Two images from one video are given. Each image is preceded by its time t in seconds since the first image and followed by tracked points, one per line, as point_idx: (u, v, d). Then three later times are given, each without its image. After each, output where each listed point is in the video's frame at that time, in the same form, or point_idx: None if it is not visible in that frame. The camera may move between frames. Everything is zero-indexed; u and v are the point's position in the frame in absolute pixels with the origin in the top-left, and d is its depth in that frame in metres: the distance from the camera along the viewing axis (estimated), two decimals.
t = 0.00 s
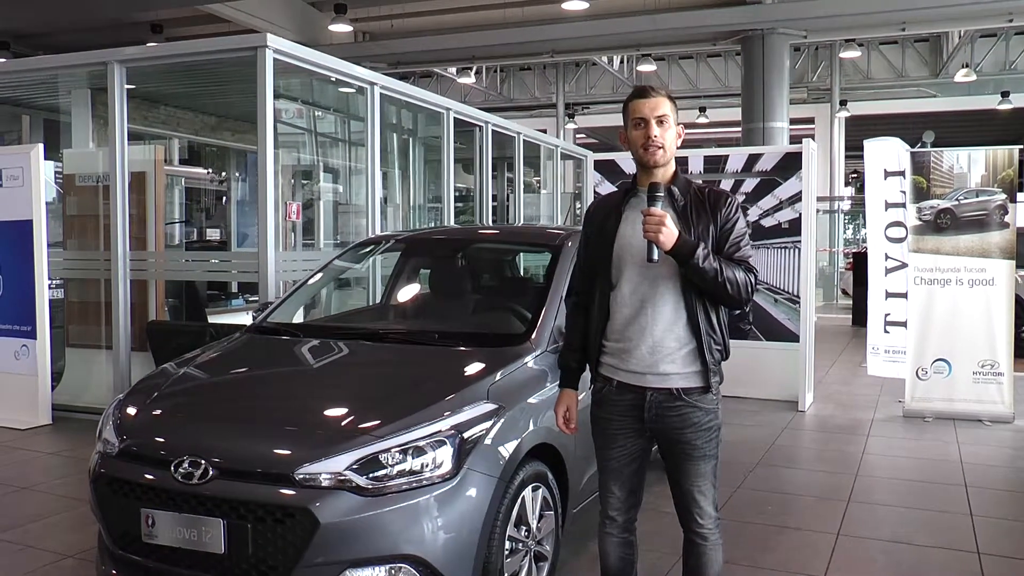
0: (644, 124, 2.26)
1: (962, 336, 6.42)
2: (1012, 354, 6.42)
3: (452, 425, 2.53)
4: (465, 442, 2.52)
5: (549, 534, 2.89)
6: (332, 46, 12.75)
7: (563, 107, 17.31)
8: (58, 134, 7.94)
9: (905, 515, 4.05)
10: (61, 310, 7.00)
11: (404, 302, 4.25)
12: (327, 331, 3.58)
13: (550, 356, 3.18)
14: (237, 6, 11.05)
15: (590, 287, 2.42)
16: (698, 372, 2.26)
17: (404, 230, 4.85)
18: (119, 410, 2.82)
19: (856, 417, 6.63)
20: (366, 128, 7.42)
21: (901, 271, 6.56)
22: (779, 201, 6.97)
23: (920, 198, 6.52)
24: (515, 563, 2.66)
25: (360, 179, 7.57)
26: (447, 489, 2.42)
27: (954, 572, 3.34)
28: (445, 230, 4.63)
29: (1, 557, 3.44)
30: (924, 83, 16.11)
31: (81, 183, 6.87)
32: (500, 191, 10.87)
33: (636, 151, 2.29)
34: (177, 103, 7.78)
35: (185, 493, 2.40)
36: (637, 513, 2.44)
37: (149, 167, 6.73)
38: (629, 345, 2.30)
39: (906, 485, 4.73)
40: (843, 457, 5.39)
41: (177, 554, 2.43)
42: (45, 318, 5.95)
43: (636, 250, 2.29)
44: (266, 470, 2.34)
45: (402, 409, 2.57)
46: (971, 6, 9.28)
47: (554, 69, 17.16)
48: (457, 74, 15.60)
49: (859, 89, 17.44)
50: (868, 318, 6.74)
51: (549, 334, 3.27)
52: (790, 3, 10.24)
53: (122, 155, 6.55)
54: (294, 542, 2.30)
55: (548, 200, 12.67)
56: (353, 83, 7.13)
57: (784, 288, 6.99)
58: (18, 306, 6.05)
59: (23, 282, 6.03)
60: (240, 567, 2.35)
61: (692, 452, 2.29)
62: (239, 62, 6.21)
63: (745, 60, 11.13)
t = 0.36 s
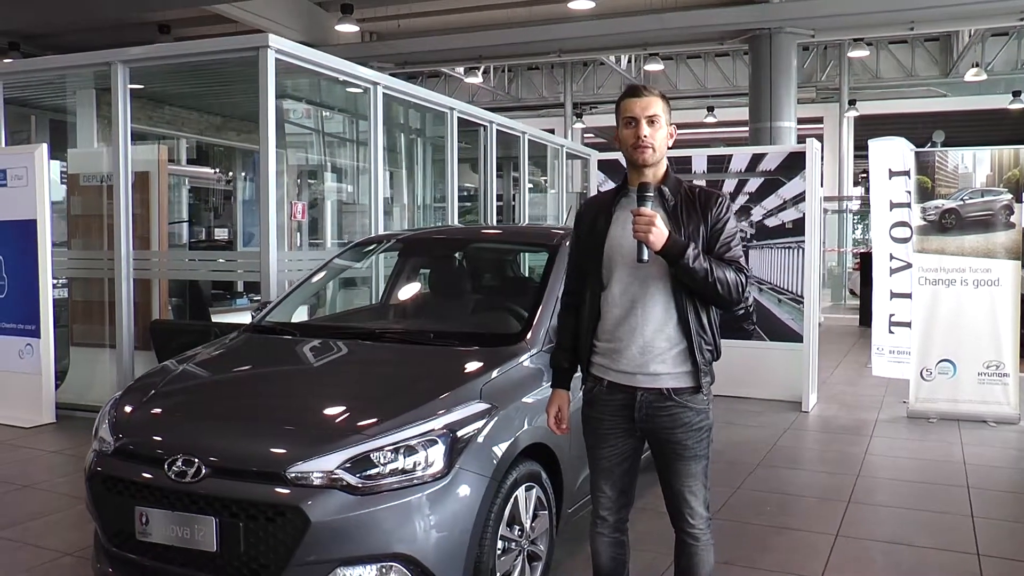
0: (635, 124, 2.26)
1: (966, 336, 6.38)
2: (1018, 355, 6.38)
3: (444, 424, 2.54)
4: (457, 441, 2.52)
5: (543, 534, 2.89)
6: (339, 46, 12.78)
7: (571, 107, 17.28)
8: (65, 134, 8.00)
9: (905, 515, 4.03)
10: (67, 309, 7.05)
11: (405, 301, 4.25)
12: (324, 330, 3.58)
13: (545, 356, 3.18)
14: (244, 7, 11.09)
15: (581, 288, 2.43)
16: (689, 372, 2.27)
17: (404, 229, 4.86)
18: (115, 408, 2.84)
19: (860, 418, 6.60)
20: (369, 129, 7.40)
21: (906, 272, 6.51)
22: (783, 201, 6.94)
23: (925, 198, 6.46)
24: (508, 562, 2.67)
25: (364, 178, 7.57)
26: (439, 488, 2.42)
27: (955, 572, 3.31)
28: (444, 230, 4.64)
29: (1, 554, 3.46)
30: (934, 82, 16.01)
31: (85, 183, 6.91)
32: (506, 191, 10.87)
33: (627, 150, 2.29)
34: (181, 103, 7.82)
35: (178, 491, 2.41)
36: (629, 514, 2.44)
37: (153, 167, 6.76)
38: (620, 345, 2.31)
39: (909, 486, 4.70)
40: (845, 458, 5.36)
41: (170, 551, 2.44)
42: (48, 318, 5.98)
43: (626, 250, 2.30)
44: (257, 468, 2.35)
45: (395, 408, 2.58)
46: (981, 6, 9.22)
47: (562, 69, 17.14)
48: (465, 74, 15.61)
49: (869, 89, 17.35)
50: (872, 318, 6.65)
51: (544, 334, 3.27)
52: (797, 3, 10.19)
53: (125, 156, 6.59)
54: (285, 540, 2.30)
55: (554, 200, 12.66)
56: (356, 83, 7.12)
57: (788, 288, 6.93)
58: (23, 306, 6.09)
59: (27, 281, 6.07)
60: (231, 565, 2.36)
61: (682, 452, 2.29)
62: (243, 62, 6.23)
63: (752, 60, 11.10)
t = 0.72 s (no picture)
0: (628, 123, 2.27)
1: (978, 337, 6.29)
2: None
3: (440, 422, 2.54)
4: (453, 439, 2.53)
5: (542, 533, 2.89)
6: (353, 46, 12.82)
7: (586, 106, 17.23)
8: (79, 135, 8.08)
9: (913, 515, 3.99)
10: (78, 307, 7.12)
11: (411, 299, 4.27)
12: (325, 328, 3.59)
13: (545, 355, 3.18)
14: (258, 7, 11.15)
15: (576, 287, 2.42)
16: (683, 371, 2.26)
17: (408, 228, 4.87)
18: (116, 406, 2.86)
19: (870, 418, 6.54)
20: (378, 128, 7.37)
21: (917, 272, 6.52)
22: (793, 200, 6.89)
23: (936, 196, 6.38)
24: (504, 561, 2.67)
25: (375, 178, 7.58)
26: (435, 487, 2.43)
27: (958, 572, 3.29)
28: (449, 229, 4.64)
29: (6, 550, 3.50)
30: (953, 80, 15.82)
31: (96, 183, 6.98)
32: (517, 191, 10.85)
33: (621, 149, 2.30)
34: (192, 103, 7.88)
35: (175, 489, 2.42)
36: (624, 513, 2.43)
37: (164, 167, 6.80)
38: (614, 344, 2.30)
39: (917, 486, 4.64)
40: (854, 458, 5.31)
41: (167, 548, 2.46)
42: (60, 316, 6.03)
43: (620, 249, 2.30)
44: (253, 466, 2.36)
45: (392, 406, 2.59)
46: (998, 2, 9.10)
47: (577, 67, 17.11)
48: (479, 74, 15.59)
49: (886, 87, 17.18)
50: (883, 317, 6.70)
51: (544, 333, 3.26)
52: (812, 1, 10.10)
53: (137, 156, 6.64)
54: (280, 538, 2.31)
55: (567, 200, 12.62)
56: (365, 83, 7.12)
57: (800, 288, 6.89)
58: (34, 304, 6.15)
59: (39, 280, 6.13)
60: (227, 562, 2.37)
61: (677, 451, 2.28)
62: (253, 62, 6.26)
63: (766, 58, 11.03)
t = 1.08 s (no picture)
0: (627, 122, 2.27)
1: (999, 338, 6.20)
2: None
3: (442, 421, 2.56)
4: (455, 438, 2.54)
5: (546, 532, 2.89)
6: (375, 46, 12.88)
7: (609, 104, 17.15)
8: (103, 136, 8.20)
9: (926, 518, 3.94)
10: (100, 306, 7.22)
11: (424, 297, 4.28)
12: (334, 327, 3.62)
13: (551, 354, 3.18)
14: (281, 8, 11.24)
15: (576, 286, 2.42)
16: (683, 371, 2.25)
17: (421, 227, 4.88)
18: (124, 404, 2.90)
19: (889, 419, 6.47)
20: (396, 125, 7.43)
21: (937, 271, 6.39)
22: (811, 198, 6.82)
23: (956, 194, 6.25)
24: (507, 560, 2.67)
25: (393, 177, 7.61)
26: (435, 485, 2.44)
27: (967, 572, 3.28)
28: (461, 229, 4.63)
29: (23, 544, 3.57)
30: (982, 76, 15.55)
31: (116, 183, 7.08)
32: (537, 190, 10.84)
33: (620, 148, 2.30)
34: (212, 104, 7.96)
35: (179, 486, 2.46)
36: (625, 514, 2.43)
37: (181, 169, 6.87)
38: (614, 344, 2.30)
39: (933, 489, 4.58)
40: (869, 459, 5.25)
41: (171, 544, 2.50)
42: (81, 315, 6.12)
43: (619, 249, 2.29)
44: (254, 464, 2.39)
45: (394, 405, 2.60)
46: None
47: (600, 66, 17.07)
48: (501, 73, 15.59)
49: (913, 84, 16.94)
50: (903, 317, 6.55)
51: (550, 332, 3.26)
52: None
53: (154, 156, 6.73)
54: (281, 535, 2.33)
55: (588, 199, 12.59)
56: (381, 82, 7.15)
57: (817, 287, 6.80)
58: (56, 302, 6.25)
59: (60, 279, 6.23)
60: (230, 559, 2.40)
61: (677, 452, 2.27)
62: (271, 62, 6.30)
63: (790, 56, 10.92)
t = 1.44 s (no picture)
0: (626, 121, 2.26)
1: (1018, 338, 6.15)
2: None
3: (442, 420, 2.56)
4: (455, 437, 2.54)
5: (549, 531, 2.89)
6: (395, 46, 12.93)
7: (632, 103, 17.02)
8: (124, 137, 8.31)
9: (939, 520, 3.89)
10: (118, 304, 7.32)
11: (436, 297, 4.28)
12: (340, 326, 3.63)
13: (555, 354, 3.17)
14: (301, 9, 11.34)
15: (575, 286, 2.42)
16: (683, 370, 2.24)
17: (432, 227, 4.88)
18: (131, 402, 2.94)
19: (905, 420, 6.39)
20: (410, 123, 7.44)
21: (955, 270, 6.29)
22: (827, 197, 6.77)
23: (975, 192, 6.17)
24: (508, 560, 2.67)
25: (408, 175, 7.63)
26: (435, 484, 2.44)
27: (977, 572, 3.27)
28: (472, 229, 4.63)
29: (36, 538, 3.62)
30: (1009, 73, 15.25)
31: (134, 184, 7.14)
32: (554, 189, 10.82)
33: (619, 147, 2.29)
34: (229, 104, 8.02)
35: (182, 482, 2.48)
36: (625, 514, 2.42)
37: (198, 169, 7.02)
38: (613, 344, 2.29)
39: (949, 491, 4.51)
40: (884, 461, 5.19)
41: (174, 540, 2.52)
42: (99, 313, 6.19)
43: (618, 248, 2.28)
44: (255, 461, 2.40)
45: (395, 403, 2.61)
46: None
47: (620, 65, 16.98)
48: (522, 72, 15.56)
49: (938, 81, 16.67)
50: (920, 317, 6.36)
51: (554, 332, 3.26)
52: None
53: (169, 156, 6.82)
54: (281, 533, 2.35)
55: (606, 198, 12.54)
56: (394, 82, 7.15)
57: (833, 286, 6.74)
58: (74, 301, 6.33)
59: (79, 277, 6.31)
60: (231, 555, 2.42)
61: (676, 452, 2.26)
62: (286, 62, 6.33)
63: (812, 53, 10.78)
